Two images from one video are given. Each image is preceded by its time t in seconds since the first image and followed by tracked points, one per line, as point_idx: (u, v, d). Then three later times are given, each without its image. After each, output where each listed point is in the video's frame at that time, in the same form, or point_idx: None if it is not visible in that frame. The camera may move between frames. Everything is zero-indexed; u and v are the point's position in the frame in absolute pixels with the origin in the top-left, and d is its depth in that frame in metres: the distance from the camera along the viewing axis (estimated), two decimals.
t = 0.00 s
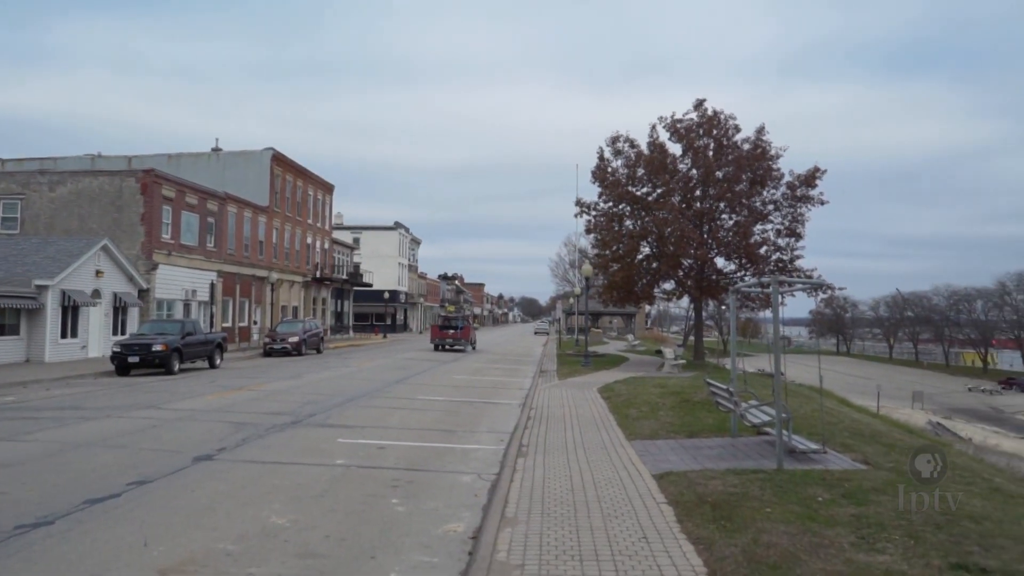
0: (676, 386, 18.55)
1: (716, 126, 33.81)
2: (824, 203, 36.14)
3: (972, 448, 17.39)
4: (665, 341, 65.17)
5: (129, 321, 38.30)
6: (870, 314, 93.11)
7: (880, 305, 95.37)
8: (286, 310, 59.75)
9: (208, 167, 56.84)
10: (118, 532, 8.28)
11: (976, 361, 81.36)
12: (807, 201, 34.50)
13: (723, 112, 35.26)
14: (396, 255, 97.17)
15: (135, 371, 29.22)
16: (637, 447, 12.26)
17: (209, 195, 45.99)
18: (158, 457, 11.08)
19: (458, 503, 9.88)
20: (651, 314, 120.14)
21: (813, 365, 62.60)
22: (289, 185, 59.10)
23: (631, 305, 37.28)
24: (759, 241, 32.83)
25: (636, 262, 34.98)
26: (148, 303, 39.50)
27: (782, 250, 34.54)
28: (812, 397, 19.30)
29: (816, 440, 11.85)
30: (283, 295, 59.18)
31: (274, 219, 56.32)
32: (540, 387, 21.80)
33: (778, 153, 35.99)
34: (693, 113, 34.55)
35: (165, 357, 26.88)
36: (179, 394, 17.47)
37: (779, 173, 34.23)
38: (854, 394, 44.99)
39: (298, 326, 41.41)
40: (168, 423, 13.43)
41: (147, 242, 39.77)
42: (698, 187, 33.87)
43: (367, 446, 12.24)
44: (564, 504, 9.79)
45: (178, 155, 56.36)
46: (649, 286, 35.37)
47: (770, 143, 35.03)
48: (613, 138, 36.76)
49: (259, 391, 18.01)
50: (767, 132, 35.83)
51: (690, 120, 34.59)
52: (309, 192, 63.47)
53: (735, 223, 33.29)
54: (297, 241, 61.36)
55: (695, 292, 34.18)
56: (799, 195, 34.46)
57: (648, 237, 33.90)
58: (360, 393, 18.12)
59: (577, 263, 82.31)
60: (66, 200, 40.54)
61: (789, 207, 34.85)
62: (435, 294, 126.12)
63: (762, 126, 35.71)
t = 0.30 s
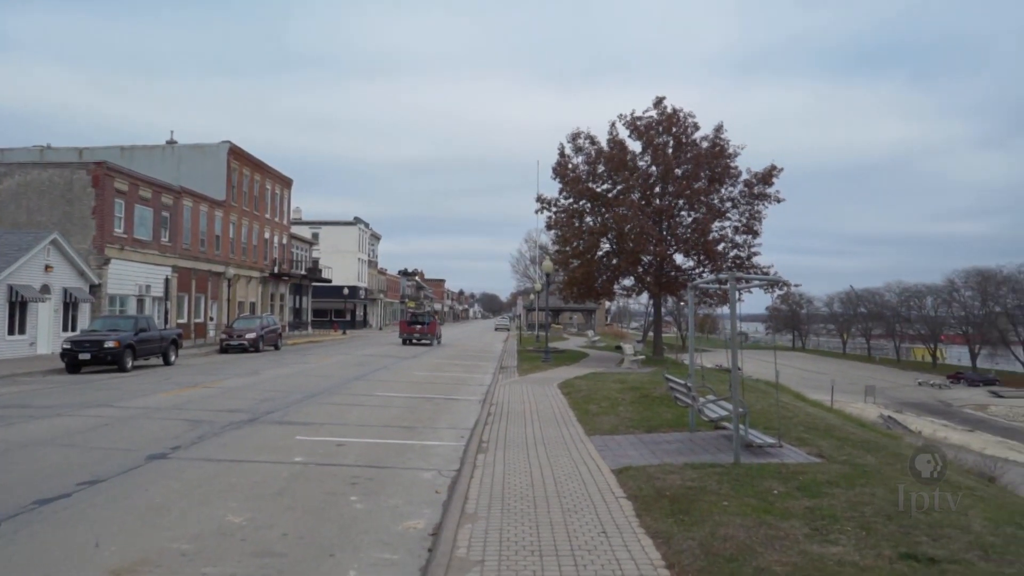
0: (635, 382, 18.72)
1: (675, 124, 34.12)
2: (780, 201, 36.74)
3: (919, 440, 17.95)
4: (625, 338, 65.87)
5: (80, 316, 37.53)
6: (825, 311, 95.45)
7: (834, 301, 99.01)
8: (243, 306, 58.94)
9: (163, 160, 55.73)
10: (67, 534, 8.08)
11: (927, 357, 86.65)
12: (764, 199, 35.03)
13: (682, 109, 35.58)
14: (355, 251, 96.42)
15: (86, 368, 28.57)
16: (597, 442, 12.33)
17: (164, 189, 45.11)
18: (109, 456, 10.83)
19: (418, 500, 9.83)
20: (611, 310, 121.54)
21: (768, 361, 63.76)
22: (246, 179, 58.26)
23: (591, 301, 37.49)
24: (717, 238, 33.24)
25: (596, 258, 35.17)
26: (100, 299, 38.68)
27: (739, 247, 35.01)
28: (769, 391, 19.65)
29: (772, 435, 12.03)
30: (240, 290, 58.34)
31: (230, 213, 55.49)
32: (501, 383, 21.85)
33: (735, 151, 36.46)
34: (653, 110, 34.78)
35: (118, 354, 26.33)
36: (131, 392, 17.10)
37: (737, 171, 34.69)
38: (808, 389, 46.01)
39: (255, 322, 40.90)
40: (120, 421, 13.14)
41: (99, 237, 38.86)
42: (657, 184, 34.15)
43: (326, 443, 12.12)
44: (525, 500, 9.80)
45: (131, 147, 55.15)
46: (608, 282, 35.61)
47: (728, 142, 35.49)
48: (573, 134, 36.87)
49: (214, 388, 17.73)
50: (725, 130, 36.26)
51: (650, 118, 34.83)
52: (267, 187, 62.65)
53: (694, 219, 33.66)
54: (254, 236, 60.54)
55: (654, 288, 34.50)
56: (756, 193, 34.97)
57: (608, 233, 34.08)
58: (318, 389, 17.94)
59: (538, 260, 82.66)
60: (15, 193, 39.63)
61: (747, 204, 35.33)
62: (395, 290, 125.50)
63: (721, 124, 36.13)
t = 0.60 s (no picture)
0: (595, 378, 18.88)
1: (635, 122, 34.35)
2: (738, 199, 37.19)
3: (868, 432, 18.40)
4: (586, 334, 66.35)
5: (29, 313, 36.67)
6: (782, 306, 97.92)
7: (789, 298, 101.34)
8: (199, 302, 58.02)
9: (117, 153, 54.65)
10: (16, 535, 7.89)
11: (879, 351, 88.82)
12: (722, 197, 35.43)
13: (641, 107, 35.82)
14: (313, 246, 95.37)
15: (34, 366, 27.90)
16: (557, 438, 12.39)
17: (116, 182, 44.18)
18: (58, 456, 10.58)
19: (378, 497, 9.79)
20: (571, 306, 122.01)
21: (725, 356, 64.79)
22: (202, 173, 57.32)
23: (552, 297, 37.63)
24: (676, 236, 33.53)
25: (556, 255, 35.28)
26: (49, 295, 37.83)
27: (698, 243, 35.37)
28: (726, 386, 19.95)
29: (729, 429, 12.20)
30: (195, 286, 57.41)
31: (186, 207, 54.56)
32: (462, 379, 21.85)
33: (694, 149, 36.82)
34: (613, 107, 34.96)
35: (68, 351, 25.78)
36: (81, 390, 16.74)
37: (695, 168, 35.04)
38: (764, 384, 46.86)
39: (212, 318, 40.29)
40: (70, 420, 12.86)
41: (48, 230, 37.90)
42: (617, 181, 34.34)
43: (283, 441, 11.99)
44: (484, 496, 9.80)
45: (82, 140, 53.88)
46: (568, 278, 35.76)
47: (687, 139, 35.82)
48: (534, 130, 36.93)
49: (168, 385, 17.43)
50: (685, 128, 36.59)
51: (610, 115, 35.01)
52: (223, 180, 61.71)
53: (653, 216, 33.92)
54: (210, 230, 59.61)
55: (614, 285, 34.73)
56: (714, 190, 35.38)
57: (568, 229, 34.18)
58: (275, 386, 17.76)
59: (498, 255, 82.71)
60: None
61: (705, 202, 35.70)
62: (354, 286, 124.60)
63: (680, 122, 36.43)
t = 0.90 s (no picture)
0: (556, 373, 19.01)
1: (596, 119, 34.54)
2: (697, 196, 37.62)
3: (821, 427, 18.80)
4: (548, 330, 66.67)
5: None
6: (741, 303, 100.01)
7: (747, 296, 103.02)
8: (155, 298, 56.99)
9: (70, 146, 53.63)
10: None
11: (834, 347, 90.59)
12: (682, 194, 35.81)
13: (602, 105, 35.99)
14: (272, 241, 93.80)
15: None
16: (518, 434, 12.40)
17: (68, 175, 43.23)
18: (8, 457, 10.32)
19: (339, 495, 9.73)
20: (533, 302, 122.29)
21: (684, 353, 65.50)
22: (158, 167, 56.34)
23: (513, 294, 37.69)
24: (636, 232, 33.76)
25: (518, 251, 35.32)
26: None
27: (658, 240, 35.68)
28: (685, 381, 20.22)
29: (688, 424, 12.34)
30: (151, 282, 56.36)
31: (141, 202, 53.58)
32: (423, 376, 21.83)
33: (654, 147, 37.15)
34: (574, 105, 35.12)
35: (17, 349, 25.14)
36: (30, 389, 16.32)
37: (656, 166, 35.36)
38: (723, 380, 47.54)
39: (168, 315, 39.63)
40: (20, 420, 12.54)
41: None
42: (578, 178, 34.48)
43: (242, 439, 11.84)
44: (446, 493, 9.79)
45: (32, 132, 52.58)
46: (530, 275, 35.82)
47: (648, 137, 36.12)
48: (496, 126, 36.89)
49: (122, 384, 17.09)
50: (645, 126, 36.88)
51: (571, 112, 35.11)
52: (179, 174, 60.70)
53: (614, 213, 34.15)
54: (167, 225, 58.61)
55: (575, 281, 34.88)
56: (674, 188, 35.73)
57: (530, 226, 34.23)
58: (233, 384, 17.53)
59: (460, 252, 82.56)
60: None
61: (665, 199, 36.03)
62: (315, 282, 123.47)
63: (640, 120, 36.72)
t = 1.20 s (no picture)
0: (518, 370, 19.06)
1: (558, 116, 34.64)
2: (658, 194, 37.95)
3: (777, 422, 19.14)
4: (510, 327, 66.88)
5: None
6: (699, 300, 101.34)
7: (707, 293, 104.49)
8: (109, 295, 55.85)
9: (19, 139, 52.75)
10: None
11: (791, 344, 92.26)
12: (643, 191, 36.09)
13: (565, 102, 36.10)
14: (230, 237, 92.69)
15: None
16: (479, 431, 12.39)
17: (18, 168, 42.18)
18: None
19: (299, 493, 9.64)
20: (494, 299, 122.35)
21: (643, 350, 66.07)
22: (112, 160, 55.23)
23: (475, 290, 37.65)
24: (598, 230, 33.94)
25: (479, 248, 35.29)
26: None
27: (619, 237, 35.92)
28: (644, 377, 20.45)
29: (648, 419, 12.46)
30: (105, 277, 55.23)
31: (95, 196, 52.49)
32: (384, 373, 21.75)
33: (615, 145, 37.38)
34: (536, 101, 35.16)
35: None
36: None
37: (617, 164, 35.60)
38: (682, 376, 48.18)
39: (122, 312, 38.90)
40: None
41: None
42: (540, 175, 34.56)
43: (200, 438, 11.67)
44: (407, 489, 9.76)
45: None
46: (492, 271, 35.81)
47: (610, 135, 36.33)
48: (458, 123, 36.78)
49: (73, 382, 16.70)
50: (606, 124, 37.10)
51: (533, 109, 35.15)
52: (134, 168, 59.59)
53: (576, 210, 34.29)
54: (122, 220, 57.48)
55: (537, 278, 34.97)
56: (635, 185, 35.99)
57: (492, 223, 34.22)
58: (190, 382, 17.25)
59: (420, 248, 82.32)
60: None
61: (626, 196, 36.29)
62: (274, 278, 122.07)
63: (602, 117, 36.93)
